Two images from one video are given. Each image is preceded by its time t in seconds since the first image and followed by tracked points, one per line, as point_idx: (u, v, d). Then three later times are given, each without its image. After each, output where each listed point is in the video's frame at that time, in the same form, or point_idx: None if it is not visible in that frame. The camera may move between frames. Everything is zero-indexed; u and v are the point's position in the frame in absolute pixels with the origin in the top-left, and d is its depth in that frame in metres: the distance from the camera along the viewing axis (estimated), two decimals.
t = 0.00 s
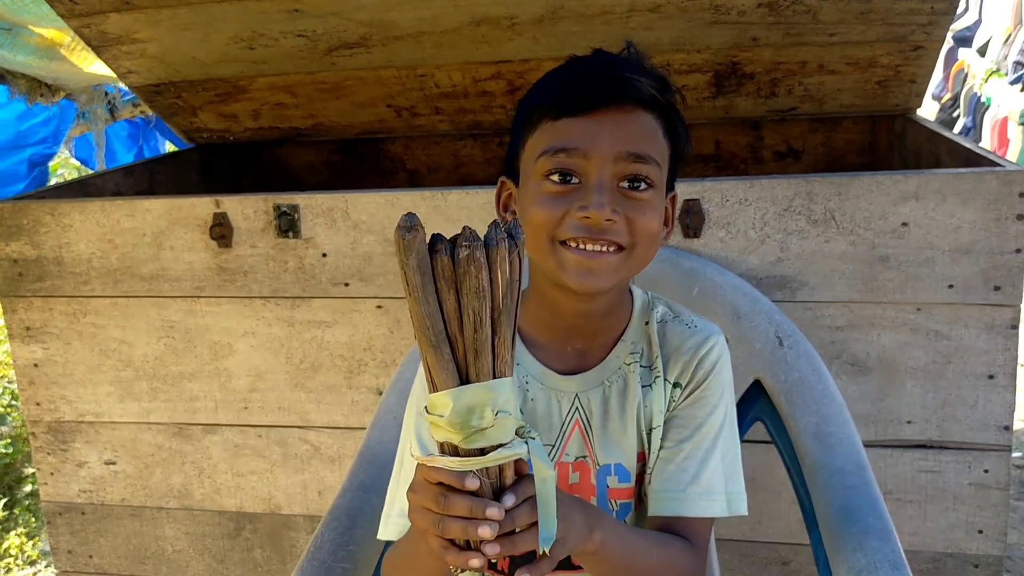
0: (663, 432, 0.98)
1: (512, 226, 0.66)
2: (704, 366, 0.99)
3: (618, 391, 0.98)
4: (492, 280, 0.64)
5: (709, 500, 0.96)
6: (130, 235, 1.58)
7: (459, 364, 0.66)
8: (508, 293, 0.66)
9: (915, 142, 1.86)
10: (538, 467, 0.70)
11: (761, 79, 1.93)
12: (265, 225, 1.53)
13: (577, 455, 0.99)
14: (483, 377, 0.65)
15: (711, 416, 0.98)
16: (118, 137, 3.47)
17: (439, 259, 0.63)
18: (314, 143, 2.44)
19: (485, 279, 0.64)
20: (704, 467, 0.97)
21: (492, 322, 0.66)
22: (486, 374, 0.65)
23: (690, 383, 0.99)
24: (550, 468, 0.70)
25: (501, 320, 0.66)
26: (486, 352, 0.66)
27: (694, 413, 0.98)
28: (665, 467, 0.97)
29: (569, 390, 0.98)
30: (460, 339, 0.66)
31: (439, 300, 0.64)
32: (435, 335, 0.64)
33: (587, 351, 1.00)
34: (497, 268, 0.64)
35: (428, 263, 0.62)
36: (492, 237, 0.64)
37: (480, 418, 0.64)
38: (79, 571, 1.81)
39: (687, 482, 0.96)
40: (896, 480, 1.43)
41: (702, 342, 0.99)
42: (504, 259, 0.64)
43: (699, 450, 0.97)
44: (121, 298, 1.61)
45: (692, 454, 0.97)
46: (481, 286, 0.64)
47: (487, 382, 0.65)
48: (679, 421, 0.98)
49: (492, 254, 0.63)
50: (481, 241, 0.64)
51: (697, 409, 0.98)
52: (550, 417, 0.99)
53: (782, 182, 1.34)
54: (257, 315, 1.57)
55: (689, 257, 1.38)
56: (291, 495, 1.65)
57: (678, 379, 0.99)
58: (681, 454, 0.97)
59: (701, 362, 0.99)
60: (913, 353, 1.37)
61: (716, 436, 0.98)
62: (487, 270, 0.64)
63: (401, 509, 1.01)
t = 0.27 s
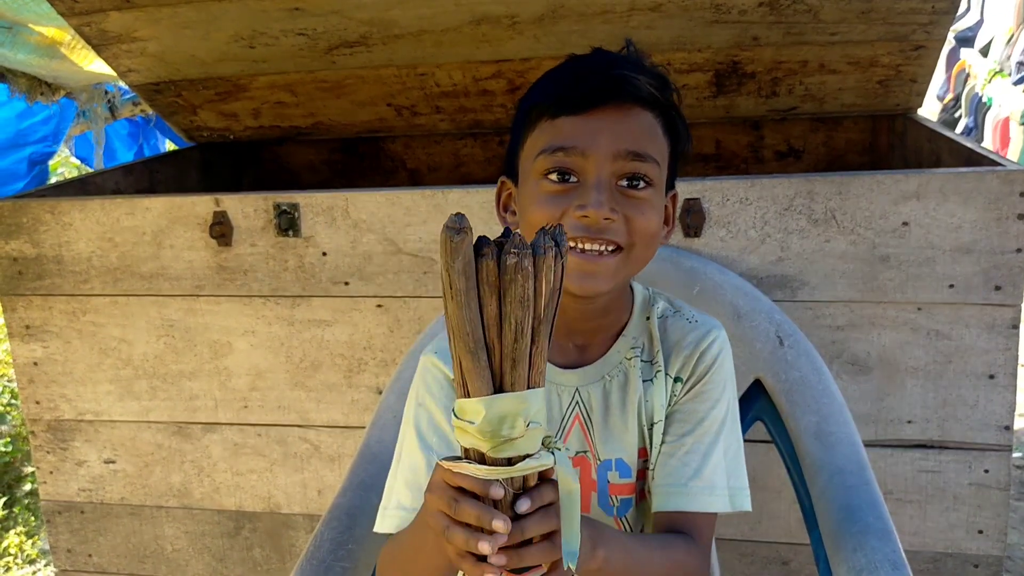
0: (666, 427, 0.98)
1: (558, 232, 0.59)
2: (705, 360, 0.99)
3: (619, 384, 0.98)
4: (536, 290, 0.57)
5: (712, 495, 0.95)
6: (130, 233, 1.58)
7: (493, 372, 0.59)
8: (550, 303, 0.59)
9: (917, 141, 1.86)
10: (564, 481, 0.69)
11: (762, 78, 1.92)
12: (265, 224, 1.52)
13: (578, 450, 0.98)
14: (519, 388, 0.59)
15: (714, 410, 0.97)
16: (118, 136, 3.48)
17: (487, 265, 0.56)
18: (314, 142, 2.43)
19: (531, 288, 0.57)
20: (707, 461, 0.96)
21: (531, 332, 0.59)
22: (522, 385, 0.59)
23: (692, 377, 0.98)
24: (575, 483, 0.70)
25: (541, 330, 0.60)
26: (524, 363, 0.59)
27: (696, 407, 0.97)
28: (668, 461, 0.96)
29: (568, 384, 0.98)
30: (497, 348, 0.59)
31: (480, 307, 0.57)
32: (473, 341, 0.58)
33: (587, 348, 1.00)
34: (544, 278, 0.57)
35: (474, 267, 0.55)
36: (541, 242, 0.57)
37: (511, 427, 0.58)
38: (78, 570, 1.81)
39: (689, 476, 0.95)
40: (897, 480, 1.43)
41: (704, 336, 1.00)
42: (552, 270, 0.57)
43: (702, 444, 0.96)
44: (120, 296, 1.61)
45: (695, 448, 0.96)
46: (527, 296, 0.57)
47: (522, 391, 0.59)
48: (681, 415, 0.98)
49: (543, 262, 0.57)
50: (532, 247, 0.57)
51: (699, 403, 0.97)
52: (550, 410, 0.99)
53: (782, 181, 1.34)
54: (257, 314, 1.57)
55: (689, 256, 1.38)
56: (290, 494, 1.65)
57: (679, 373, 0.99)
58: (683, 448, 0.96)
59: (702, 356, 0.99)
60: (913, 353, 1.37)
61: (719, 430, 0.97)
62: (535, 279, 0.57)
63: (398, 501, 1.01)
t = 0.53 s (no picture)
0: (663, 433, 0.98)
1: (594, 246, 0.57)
2: (703, 368, 0.98)
3: (618, 389, 0.99)
4: (568, 301, 0.55)
5: (708, 501, 0.95)
6: (131, 233, 1.58)
7: (520, 384, 0.57)
8: (581, 316, 0.57)
9: (917, 142, 1.86)
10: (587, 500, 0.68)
11: (762, 79, 1.92)
12: (266, 224, 1.53)
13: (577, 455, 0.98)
14: (545, 401, 0.56)
15: (711, 417, 0.97)
16: (119, 135, 3.48)
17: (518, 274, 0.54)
18: (316, 142, 2.44)
19: (562, 299, 0.55)
20: (703, 468, 0.95)
21: (561, 345, 0.57)
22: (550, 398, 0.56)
23: (690, 383, 0.98)
24: (598, 500, 0.69)
25: (570, 344, 0.57)
26: (552, 376, 0.56)
27: (693, 414, 0.97)
28: (665, 467, 0.96)
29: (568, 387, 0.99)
30: (525, 360, 0.57)
31: (510, 316, 0.55)
32: (501, 351, 0.56)
33: (587, 349, 1.01)
34: (576, 290, 0.55)
35: (504, 275, 0.54)
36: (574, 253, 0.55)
37: (535, 441, 0.55)
38: (78, 569, 1.81)
39: (685, 482, 0.95)
40: (897, 481, 1.43)
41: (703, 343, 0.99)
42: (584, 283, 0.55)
43: (699, 450, 0.96)
44: (121, 296, 1.61)
45: (692, 455, 0.95)
46: (558, 308, 0.55)
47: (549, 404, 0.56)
48: (678, 422, 0.98)
49: (573, 272, 0.54)
50: (564, 257, 0.55)
51: (696, 409, 0.97)
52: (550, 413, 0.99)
53: (783, 182, 1.34)
54: (258, 314, 1.57)
55: (689, 257, 1.38)
56: (291, 494, 1.65)
57: (676, 379, 0.99)
58: (679, 454, 0.96)
59: (700, 362, 0.98)
60: (913, 354, 1.37)
61: (717, 437, 0.97)
62: (565, 291, 0.55)
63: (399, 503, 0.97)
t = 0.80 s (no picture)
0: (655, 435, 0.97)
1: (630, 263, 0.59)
2: (697, 371, 0.98)
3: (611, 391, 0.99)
4: (595, 309, 0.57)
5: (696, 504, 0.95)
6: (135, 234, 1.58)
7: (544, 386, 0.58)
8: (609, 326, 0.57)
9: (921, 142, 1.86)
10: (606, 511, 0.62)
11: (766, 80, 1.92)
12: (270, 224, 1.53)
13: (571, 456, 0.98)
14: (566, 403, 0.57)
15: (702, 421, 0.97)
16: (123, 135, 3.49)
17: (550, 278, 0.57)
18: (319, 142, 2.44)
19: (588, 304, 0.57)
20: (693, 471, 0.95)
21: (587, 351, 0.58)
22: (571, 400, 0.57)
23: (682, 387, 0.98)
24: (618, 514, 0.62)
25: (596, 352, 0.58)
26: (574, 380, 0.57)
27: (685, 417, 0.97)
28: (655, 470, 0.96)
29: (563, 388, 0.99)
30: (550, 363, 0.58)
31: (536, 318, 0.58)
32: (526, 351, 0.58)
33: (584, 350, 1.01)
34: (603, 298, 0.56)
35: (536, 277, 0.57)
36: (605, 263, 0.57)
37: (555, 444, 0.56)
38: (82, 568, 1.82)
39: (674, 484, 0.95)
40: (900, 482, 1.43)
41: (698, 346, 0.99)
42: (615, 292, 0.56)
43: (688, 453, 0.96)
44: (126, 296, 1.62)
45: (683, 458, 0.96)
46: (583, 312, 0.56)
47: (570, 408, 0.57)
48: (669, 425, 0.97)
49: (601, 279, 0.56)
50: (594, 264, 0.57)
51: (688, 412, 0.97)
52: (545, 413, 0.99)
53: (786, 183, 1.34)
54: (262, 314, 1.58)
55: (692, 258, 1.38)
56: (294, 493, 1.65)
57: (669, 382, 0.99)
58: (671, 457, 0.96)
59: (693, 366, 0.99)
60: (917, 354, 1.37)
61: (708, 441, 0.97)
62: (593, 296, 0.56)
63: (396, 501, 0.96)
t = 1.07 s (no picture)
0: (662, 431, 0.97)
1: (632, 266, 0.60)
2: (700, 366, 0.99)
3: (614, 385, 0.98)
4: (608, 326, 0.59)
5: (709, 499, 0.96)
6: (138, 233, 1.59)
7: (572, 409, 0.63)
8: (626, 337, 0.60)
9: (923, 141, 1.85)
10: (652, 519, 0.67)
11: (768, 79, 1.92)
12: (272, 224, 1.53)
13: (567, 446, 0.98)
14: (596, 426, 0.63)
15: (708, 416, 0.97)
16: (126, 135, 3.49)
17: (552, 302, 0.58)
18: (322, 141, 2.44)
19: (602, 323, 0.58)
20: (703, 466, 0.96)
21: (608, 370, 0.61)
22: (600, 421, 0.63)
23: (687, 381, 0.98)
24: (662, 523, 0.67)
25: (617, 366, 0.61)
26: (599, 403, 0.62)
27: (691, 412, 0.97)
28: (667, 467, 0.96)
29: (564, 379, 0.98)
30: (574, 389, 0.62)
31: (551, 347, 0.61)
32: (547, 382, 0.62)
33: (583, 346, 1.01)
34: (613, 315, 0.58)
35: (540, 308, 0.59)
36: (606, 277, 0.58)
37: (593, 468, 0.63)
38: (86, 567, 1.82)
39: (687, 481, 0.96)
40: (902, 481, 1.43)
41: (700, 341, 0.99)
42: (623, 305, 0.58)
43: (698, 448, 0.96)
44: (128, 295, 1.62)
45: (692, 453, 0.96)
46: (595, 336, 0.59)
47: (603, 431, 0.63)
48: (676, 420, 0.98)
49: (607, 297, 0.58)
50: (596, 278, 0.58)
51: (694, 407, 0.97)
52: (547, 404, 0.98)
53: (787, 182, 1.34)
54: (264, 313, 1.58)
55: (694, 256, 1.37)
56: (297, 492, 1.66)
57: (674, 377, 0.99)
58: (681, 453, 0.96)
59: (696, 360, 0.99)
60: (918, 353, 1.37)
61: (714, 435, 0.98)
62: (603, 315, 0.58)
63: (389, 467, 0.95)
